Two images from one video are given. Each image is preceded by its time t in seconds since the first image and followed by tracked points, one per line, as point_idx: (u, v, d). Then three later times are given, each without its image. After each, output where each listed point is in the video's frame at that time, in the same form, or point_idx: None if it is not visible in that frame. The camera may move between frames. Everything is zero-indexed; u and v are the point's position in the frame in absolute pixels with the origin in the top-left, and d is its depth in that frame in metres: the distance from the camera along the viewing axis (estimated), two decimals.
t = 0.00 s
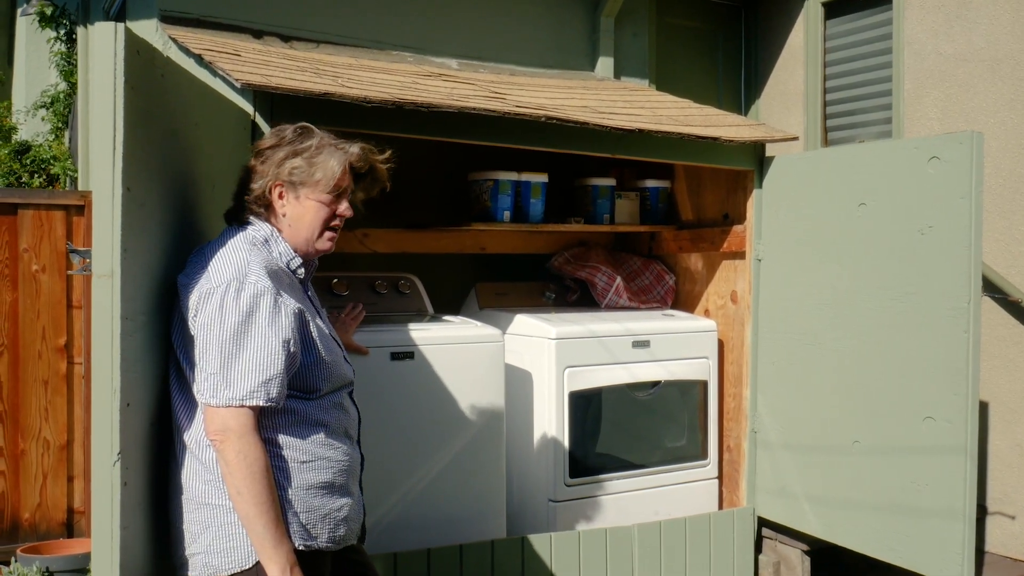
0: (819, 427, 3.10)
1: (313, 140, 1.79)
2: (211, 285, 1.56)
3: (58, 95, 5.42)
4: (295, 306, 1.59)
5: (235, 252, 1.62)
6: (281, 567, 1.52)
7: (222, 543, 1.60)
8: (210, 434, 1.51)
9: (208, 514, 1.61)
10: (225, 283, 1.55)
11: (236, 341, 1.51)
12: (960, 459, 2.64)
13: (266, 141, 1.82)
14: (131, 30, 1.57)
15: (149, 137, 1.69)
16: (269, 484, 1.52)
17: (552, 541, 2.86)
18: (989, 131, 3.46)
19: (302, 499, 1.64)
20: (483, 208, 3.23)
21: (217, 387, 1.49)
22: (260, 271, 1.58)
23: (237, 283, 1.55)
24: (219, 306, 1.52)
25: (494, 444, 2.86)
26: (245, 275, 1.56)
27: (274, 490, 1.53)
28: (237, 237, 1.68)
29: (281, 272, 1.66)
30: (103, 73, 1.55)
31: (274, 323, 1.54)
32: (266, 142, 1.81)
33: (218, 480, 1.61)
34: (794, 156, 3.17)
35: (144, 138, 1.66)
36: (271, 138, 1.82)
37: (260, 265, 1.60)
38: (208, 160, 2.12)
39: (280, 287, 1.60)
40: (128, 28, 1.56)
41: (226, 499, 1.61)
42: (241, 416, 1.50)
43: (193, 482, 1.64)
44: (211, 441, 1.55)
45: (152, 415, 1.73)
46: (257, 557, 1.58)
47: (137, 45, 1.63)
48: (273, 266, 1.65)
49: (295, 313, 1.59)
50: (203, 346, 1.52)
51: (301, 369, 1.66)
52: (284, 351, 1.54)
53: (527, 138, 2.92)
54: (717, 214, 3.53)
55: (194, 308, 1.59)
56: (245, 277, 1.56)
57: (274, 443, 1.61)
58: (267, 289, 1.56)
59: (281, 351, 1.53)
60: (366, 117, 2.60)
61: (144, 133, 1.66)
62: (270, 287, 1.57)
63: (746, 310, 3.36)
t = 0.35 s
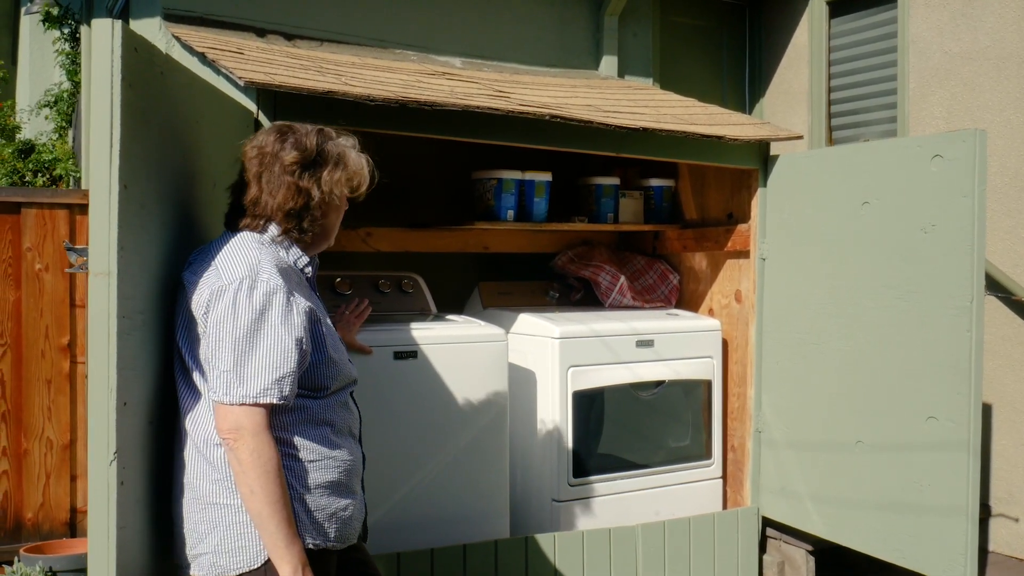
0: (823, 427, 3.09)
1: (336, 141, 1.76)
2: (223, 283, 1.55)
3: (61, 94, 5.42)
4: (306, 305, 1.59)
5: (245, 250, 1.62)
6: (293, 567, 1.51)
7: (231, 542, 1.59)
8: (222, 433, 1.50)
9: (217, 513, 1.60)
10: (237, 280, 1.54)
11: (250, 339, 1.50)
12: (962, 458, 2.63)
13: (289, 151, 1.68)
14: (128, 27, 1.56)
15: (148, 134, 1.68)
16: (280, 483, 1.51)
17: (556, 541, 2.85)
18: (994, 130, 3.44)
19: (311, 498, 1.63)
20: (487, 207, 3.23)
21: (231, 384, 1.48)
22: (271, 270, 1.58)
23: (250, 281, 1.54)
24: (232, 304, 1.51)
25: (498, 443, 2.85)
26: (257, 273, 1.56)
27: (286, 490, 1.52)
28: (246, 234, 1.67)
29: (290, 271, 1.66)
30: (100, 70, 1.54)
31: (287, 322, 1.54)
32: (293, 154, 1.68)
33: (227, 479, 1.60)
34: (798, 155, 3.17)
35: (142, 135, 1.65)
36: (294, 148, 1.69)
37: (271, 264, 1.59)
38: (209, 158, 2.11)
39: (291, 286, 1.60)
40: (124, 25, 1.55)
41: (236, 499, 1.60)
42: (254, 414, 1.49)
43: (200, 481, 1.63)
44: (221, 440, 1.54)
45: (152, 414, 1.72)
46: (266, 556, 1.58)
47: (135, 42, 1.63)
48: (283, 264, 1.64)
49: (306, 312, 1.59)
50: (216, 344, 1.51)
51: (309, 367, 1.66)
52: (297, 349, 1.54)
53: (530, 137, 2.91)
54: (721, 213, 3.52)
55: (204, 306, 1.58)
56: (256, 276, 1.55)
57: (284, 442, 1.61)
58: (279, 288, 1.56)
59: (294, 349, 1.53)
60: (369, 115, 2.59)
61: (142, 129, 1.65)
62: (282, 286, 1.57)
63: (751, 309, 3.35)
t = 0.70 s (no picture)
0: (825, 427, 3.08)
1: (347, 147, 1.78)
2: (225, 282, 1.55)
3: (63, 95, 5.42)
4: (308, 305, 1.59)
5: (246, 249, 1.61)
6: (296, 567, 1.51)
7: (234, 542, 1.59)
8: (224, 432, 1.49)
9: (219, 513, 1.60)
10: (239, 279, 1.54)
11: (252, 339, 1.50)
12: (963, 457, 2.62)
13: (305, 152, 1.69)
14: (124, 26, 1.56)
15: (145, 134, 1.68)
16: (283, 483, 1.51)
17: (557, 541, 2.84)
18: (996, 128, 3.44)
19: (313, 498, 1.63)
20: (487, 207, 3.22)
21: (233, 384, 1.48)
22: (273, 269, 1.58)
23: (252, 281, 1.54)
24: (234, 303, 1.51)
25: (499, 443, 2.85)
26: (259, 272, 1.55)
27: (288, 490, 1.52)
28: (247, 234, 1.67)
29: (291, 271, 1.66)
30: (96, 70, 1.54)
31: (289, 321, 1.53)
32: (309, 156, 1.69)
33: (230, 479, 1.60)
34: (799, 154, 3.16)
35: (138, 134, 1.64)
36: (309, 150, 1.69)
37: (273, 263, 1.59)
38: (208, 158, 2.11)
39: (293, 286, 1.60)
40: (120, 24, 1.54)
41: (238, 498, 1.60)
42: (256, 413, 1.49)
43: (202, 481, 1.63)
44: (223, 440, 1.54)
45: (151, 414, 1.71)
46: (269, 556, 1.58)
47: (132, 41, 1.62)
48: (284, 264, 1.64)
49: (308, 312, 1.59)
50: (218, 343, 1.51)
51: (310, 367, 1.65)
52: (299, 349, 1.53)
53: (531, 136, 2.91)
54: (722, 213, 3.51)
55: (206, 306, 1.57)
56: (259, 275, 1.55)
57: (286, 442, 1.61)
58: (281, 287, 1.55)
59: (297, 349, 1.53)
60: (369, 114, 2.58)
61: (139, 129, 1.64)
62: (285, 285, 1.56)
63: (752, 309, 3.34)
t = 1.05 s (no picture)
0: (830, 428, 3.08)
1: (361, 155, 1.80)
2: (236, 284, 1.55)
3: (69, 96, 5.43)
4: (319, 307, 1.59)
5: (257, 251, 1.61)
6: (309, 567, 1.51)
7: (246, 544, 1.59)
8: (237, 434, 1.49)
9: (231, 515, 1.60)
10: (251, 281, 1.54)
11: (265, 341, 1.50)
12: (969, 459, 2.61)
13: (321, 158, 1.69)
14: (130, 28, 1.55)
15: (151, 135, 1.68)
16: (296, 484, 1.51)
17: (563, 542, 2.84)
18: (1003, 130, 3.43)
19: (324, 500, 1.64)
20: (494, 208, 3.22)
21: (246, 386, 1.48)
22: (284, 271, 1.58)
23: (263, 283, 1.54)
24: (247, 304, 1.51)
25: (505, 445, 2.85)
26: (270, 274, 1.56)
27: (300, 491, 1.52)
28: (258, 235, 1.67)
29: (301, 273, 1.66)
30: (102, 72, 1.53)
31: (302, 323, 1.53)
32: (325, 161, 1.69)
33: (241, 481, 1.60)
34: (805, 155, 3.15)
35: (144, 135, 1.64)
36: (326, 155, 1.70)
37: (284, 265, 1.59)
38: (215, 159, 2.11)
39: (304, 288, 1.60)
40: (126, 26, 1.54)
41: (250, 500, 1.60)
42: (268, 415, 1.49)
43: (213, 482, 1.63)
44: (235, 442, 1.54)
45: (158, 415, 1.71)
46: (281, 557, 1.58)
47: (138, 43, 1.62)
48: (295, 266, 1.64)
49: (320, 314, 1.59)
50: (231, 345, 1.50)
51: (321, 369, 1.65)
52: (311, 351, 1.53)
53: (537, 137, 2.91)
54: (729, 214, 3.51)
55: (216, 308, 1.57)
56: (270, 277, 1.55)
57: (297, 444, 1.61)
58: (293, 289, 1.55)
59: (309, 351, 1.53)
60: (376, 116, 2.59)
61: (145, 131, 1.64)
62: (296, 287, 1.57)
63: (759, 310, 3.34)
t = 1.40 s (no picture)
0: (835, 429, 3.08)
1: (351, 147, 1.76)
2: (240, 286, 1.56)
3: (75, 97, 5.44)
4: (323, 307, 1.59)
5: (261, 253, 1.62)
6: (316, 567, 1.51)
7: (252, 544, 1.60)
8: (242, 435, 1.50)
9: (237, 515, 1.61)
10: (255, 283, 1.54)
11: (268, 341, 1.51)
12: (972, 461, 2.61)
13: (297, 149, 1.69)
14: (139, 32, 1.56)
15: (159, 138, 1.68)
16: (301, 485, 1.52)
17: (567, 543, 2.85)
18: (1008, 131, 3.43)
19: (330, 501, 1.64)
20: (498, 209, 3.23)
21: (250, 387, 1.49)
22: (288, 273, 1.59)
23: (267, 284, 1.55)
24: (250, 306, 1.52)
25: (510, 446, 2.85)
26: (274, 275, 1.56)
27: (306, 491, 1.53)
28: (262, 238, 1.68)
29: (305, 274, 1.67)
30: (111, 76, 1.54)
31: (306, 324, 1.54)
32: (300, 151, 1.69)
33: (248, 481, 1.61)
34: (809, 156, 3.16)
35: (152, 139, 1.65)
36: (303, 146, 1.69)
37: (287, 266, 1.60)
38: (222, 161, 2.11)
39: (307, 289, 1.60)
40: (135, 30, 1.55)
41: (256, 500, 1.61)
42: (273, 416, 1.50)
43: (220, 482, 1.64)
44: (241, 442, 1.55)
45: (165, 416, 1.72)
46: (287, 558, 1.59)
47: (146, 47, 1.63)
48: (299, 267, 1.65)
49: (323, 314, 1.59)
50: (235, 347, 1.51)
51: (326, 370, 1.66)
52: (315, 351, 1.54)
53: (541, 139, 2.92)
54: (733, 215, 3.51)
55: (221, 310, 1.58)
56: (274, 278, 1.56)
57: (304, 445, 1.62)
58: (296, 290, 1.56)
59: (313, 351, 1.53)
60: (381, 118, 2.59)
61: (153, 133, 1.65)
62: (300, 288, 1.57)
63: (763, 311, 3.34)
